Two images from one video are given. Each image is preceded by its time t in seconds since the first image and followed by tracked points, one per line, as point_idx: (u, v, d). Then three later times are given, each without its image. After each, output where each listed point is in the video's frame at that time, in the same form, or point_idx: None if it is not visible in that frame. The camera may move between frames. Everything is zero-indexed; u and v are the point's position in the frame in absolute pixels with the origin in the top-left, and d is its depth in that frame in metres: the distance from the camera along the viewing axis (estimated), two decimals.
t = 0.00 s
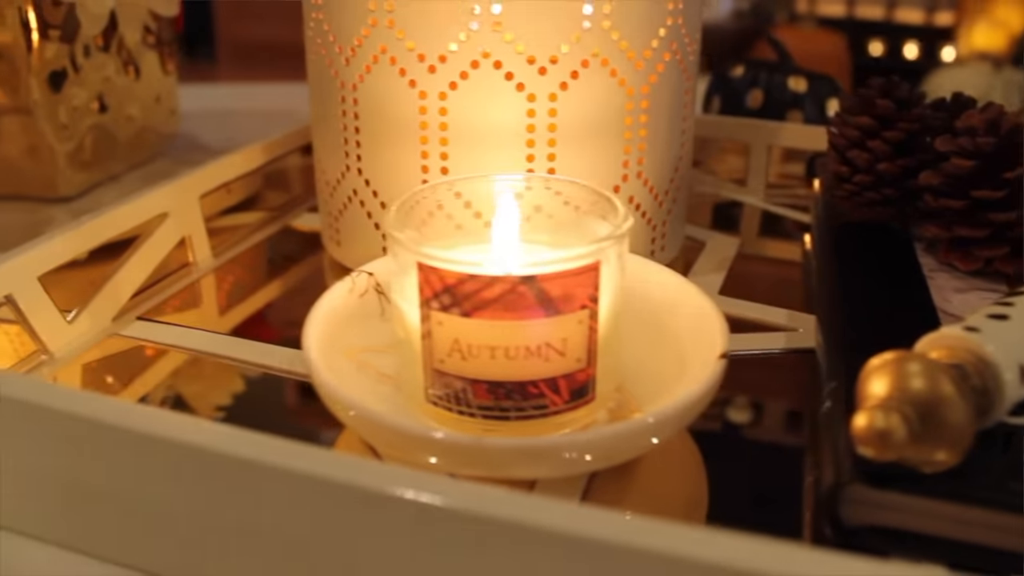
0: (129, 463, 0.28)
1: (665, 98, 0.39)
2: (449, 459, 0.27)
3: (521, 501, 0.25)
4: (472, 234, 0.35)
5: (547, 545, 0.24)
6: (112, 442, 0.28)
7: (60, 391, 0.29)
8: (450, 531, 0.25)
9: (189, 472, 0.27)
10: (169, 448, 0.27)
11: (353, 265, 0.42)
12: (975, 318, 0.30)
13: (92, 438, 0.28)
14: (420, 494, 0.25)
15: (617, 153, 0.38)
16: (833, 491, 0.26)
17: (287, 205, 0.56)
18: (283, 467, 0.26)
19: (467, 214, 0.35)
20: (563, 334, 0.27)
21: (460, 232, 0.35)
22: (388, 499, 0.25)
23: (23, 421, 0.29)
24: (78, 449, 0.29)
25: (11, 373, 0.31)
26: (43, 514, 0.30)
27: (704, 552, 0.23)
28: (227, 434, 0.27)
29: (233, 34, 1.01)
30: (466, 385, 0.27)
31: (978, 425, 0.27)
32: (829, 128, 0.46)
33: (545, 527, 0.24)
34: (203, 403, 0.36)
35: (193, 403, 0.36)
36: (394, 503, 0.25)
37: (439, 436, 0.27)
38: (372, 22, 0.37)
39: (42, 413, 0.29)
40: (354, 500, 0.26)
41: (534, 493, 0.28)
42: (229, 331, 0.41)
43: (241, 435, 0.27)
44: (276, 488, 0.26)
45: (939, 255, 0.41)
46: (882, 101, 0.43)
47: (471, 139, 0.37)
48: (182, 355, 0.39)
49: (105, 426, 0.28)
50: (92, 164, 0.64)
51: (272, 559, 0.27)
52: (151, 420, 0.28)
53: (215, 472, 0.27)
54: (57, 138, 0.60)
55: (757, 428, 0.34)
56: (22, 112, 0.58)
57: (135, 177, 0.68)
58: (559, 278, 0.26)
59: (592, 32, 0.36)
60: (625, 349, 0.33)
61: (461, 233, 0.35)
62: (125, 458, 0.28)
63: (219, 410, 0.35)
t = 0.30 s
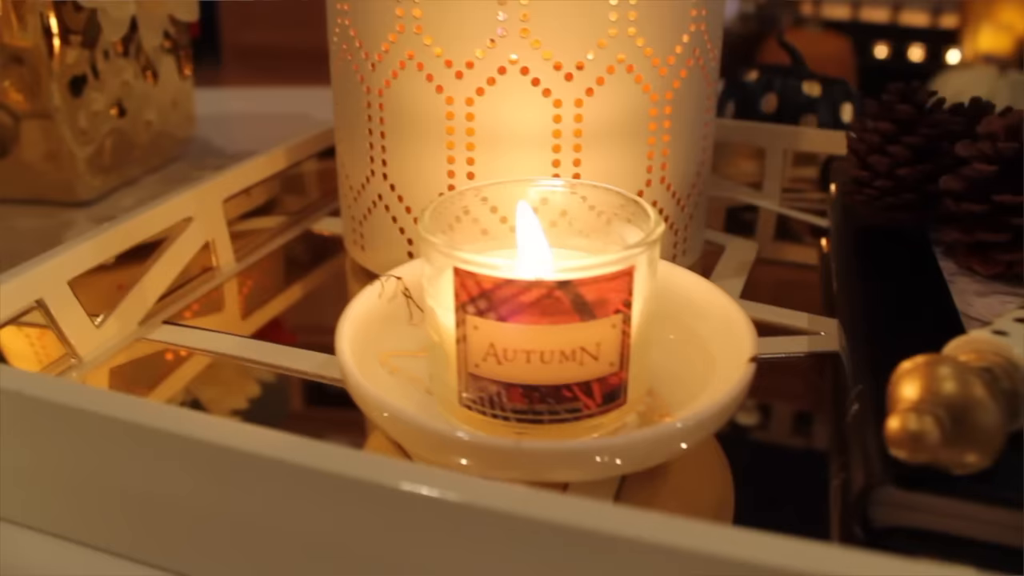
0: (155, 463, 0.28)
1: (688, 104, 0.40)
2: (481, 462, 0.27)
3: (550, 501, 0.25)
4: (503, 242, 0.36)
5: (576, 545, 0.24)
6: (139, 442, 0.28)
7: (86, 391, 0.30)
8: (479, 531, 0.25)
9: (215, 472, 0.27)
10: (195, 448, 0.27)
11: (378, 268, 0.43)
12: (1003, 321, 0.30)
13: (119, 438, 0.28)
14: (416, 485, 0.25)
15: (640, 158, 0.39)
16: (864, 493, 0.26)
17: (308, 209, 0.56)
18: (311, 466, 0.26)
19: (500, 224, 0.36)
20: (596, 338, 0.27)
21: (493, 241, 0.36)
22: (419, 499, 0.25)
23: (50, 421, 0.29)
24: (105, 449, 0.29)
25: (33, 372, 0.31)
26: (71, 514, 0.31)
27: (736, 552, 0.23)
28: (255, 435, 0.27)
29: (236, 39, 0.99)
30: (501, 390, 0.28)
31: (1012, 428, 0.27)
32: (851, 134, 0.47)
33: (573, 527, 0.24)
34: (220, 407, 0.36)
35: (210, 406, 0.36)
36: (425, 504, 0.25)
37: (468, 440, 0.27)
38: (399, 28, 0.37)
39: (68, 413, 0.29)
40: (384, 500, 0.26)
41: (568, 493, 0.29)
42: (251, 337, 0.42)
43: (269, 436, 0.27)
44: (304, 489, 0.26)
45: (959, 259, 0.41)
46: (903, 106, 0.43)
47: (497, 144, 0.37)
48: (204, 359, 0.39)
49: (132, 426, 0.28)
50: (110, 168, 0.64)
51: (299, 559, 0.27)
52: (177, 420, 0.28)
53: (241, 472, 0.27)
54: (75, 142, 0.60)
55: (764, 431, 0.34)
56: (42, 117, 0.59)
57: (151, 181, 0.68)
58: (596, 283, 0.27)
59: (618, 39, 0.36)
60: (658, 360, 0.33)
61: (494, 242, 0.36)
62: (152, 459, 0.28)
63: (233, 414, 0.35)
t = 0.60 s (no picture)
0: (179, 476, 0.29)
1: (703, 122, 0.40)
2: (504, 476, 0.28)
3: (571, 513, 0.25)
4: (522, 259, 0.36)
5: (596, 557, 0.24)
6: (161, 454, 0.29)
7: (111, 406, 0.30)
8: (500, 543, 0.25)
9: (232, 484, 0.28)
10: (218, 461, 0.28)
11: (396, 284, 0.43)
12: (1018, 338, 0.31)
13: (141, 452, 0.29)
14: (432, 497, 0.26)
15: (656, 174, 0.39)
16: (880, 505, 0.27)
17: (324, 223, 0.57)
18: (332, 479, 0.26)
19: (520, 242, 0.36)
20: (619, 355, 0.28)
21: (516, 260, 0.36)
22: (438, 512, 0.26)
23: (72, 435, 0.30)
24: (126, 464, 0.29)
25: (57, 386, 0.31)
26: (91, 526, 0.31)
27: (755, 564, 0.23)
28: (278, 447, 0.28)
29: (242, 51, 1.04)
30: (524, 406, 0.28)
31: None
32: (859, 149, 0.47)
33: (593, 539, 0.24)
34: (233, 419, 0.36)
35: (224, 419, 0.36)
36: (443, 516, 0.26)
37: (490, 454, 0.28)
38: (419, 47, 0.38)
39: (90, 427, 0.29)
40: (403, 512, 0.26)
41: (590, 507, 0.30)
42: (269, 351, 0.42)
43: (292, 449, 0.28)
44: (321, 500, 0.27)
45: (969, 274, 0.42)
46: (913, 122, 0.44)
47: (516, 162, 0.38)
48: (221, 373, 0.40)
49: (156, 440, 0.28)
50: (126, 182, 0.65)
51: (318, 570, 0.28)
52: (200, 435, 0.28)
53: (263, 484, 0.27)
54: (93, 157, 0.61)
55: (769, 441, 0.35)
56: (59, 132, 0.60)
57: (166, 195, 0.69)
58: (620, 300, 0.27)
59: (635, 58, 0.37)
60: (674, 371, 0.34)
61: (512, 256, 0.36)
62: (173, 471, 0.29)
63: (246, 426, 0.36)
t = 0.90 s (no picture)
0: (203, 502, 0.29)
1: (715, 151, 0.41)
2: (522, 502, 0.29)
3: (585, 540, 0.26)
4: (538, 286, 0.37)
5: None
6: (186, 480, 0.29)
7: (136, 432, 0.30)
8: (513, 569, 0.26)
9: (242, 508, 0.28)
10: (239, 486, 0.28)
11: (413, 308, 0.44)
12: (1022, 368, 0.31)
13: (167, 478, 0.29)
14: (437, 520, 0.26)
15: (668, 203, 0.40)
16: (890, 533, 0.27)
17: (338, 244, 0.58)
18: (350, 506, 0.27)
19: (535, 269, 0.37)
20: (637, 386, 0.29)
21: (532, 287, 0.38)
22: (458, 541, 0.26)
23: (98, 461, 0.30)
24: (151, 490, 0.30)
25: (81, 412, 0.32)
26: (115, 551, 0.31)
27: None
28: (291, 473, 0.28)
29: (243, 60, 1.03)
30: (545, 434, 0.29)
31: None
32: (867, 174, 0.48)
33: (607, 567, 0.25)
34: (246, 438, 0.38)
35: (237, 439, 0.38)
36: (453, 540, 0.26)
37: (509, 480, 0.28)
38: (439, 79, 0.39)
39: (116, 453, 0.30)
40: (419, 539, 0.27)
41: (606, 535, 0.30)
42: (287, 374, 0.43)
43: (305, 474, 0.28)
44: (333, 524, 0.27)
45: (974, 299, 0.43)
46: (919, 151, 0.45)
47: (532, 191, 0.39)
48: (238, 396, 0.41)
49: (181, 465, 0.29)
50: (142, 202, 0.66)
51: None
52: (224, 461, 0.29)
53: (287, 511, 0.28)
54: (110, 177, 0.62)
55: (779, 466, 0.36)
56: (78, 153, 0.61)
57: (181, 214, 0.70)
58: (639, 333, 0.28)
59: (649, 90, 0.38)
60: (692, 404, 0.35)
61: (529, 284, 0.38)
62: (198, 497, 0.29)
63: (259, 445, 0.38)
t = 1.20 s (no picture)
0: (210, 531, 0.30)
1: (708, 181, 0.43)
2: (519, 530, 0.30)
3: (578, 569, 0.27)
4: (537, 315, 0.38)
5: None
6: (192, 509, 0.30)
7: (145, 462, 0.31)
8: None
9: (241, 535, 0.29)
10: (238, 514, 0.29)
11: (414, 334, 0.45)
12: (1002, 398, 0.32)
13: (175, 507, 0.30)
14: (428, 547, 0.27)
15: (663, 233, 0.41)
16: (878, 559, 0.28)
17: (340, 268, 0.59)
18: (348, 533, 0.28)
19: (533, 297, 0.38)
20: (632, 417, 0.30)
21: (531, 317, 0.38)
22: (458, 569, 0.27)
23: (108, 490, 0.31)
24: (158, 518, 0.31)
25: (91, 442, 0.33)
26: None
27: None
28: (289, 501, 0.29)
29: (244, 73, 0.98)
30: (542, 462, 0.30)
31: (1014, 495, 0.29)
32: (857, 202, 0.49)
33: None
34: (246, 459, 0.40)
35: (238, 461, 0.40)
36: (450, 568, 0.27)
37: (505, 508, 0.29)
38: (439, 113, 0.40)
39: (126, 482, 0.31)
40: (417, 567, 0.28)
41: (601, 563, 0.31)
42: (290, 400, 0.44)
43: (303, 502, 0.29)
44: (329, 552, 0.28)
45: (961, 325, 0.43)
46: (908, 180, 0.46)
47: (531, 222, 0.40)
48: (240, 422, 0.42)
49: (189, 494, 0.30)
50: (144, 225, 0.67)
51: None
52: (233, 491, 0.30)
53: (293, 540, 0.29)
54: (114, 201, 0.63)
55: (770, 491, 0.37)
56: (83, 177, 0.62)
57: (183, 236, 0.71)
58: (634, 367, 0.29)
59: (643, 124, 0.39)
60: (684, 432, 0.36)
61: (527, 312, 0.38)
62: (205, 525, 0.30)
63: (258, 464, 0.40)
